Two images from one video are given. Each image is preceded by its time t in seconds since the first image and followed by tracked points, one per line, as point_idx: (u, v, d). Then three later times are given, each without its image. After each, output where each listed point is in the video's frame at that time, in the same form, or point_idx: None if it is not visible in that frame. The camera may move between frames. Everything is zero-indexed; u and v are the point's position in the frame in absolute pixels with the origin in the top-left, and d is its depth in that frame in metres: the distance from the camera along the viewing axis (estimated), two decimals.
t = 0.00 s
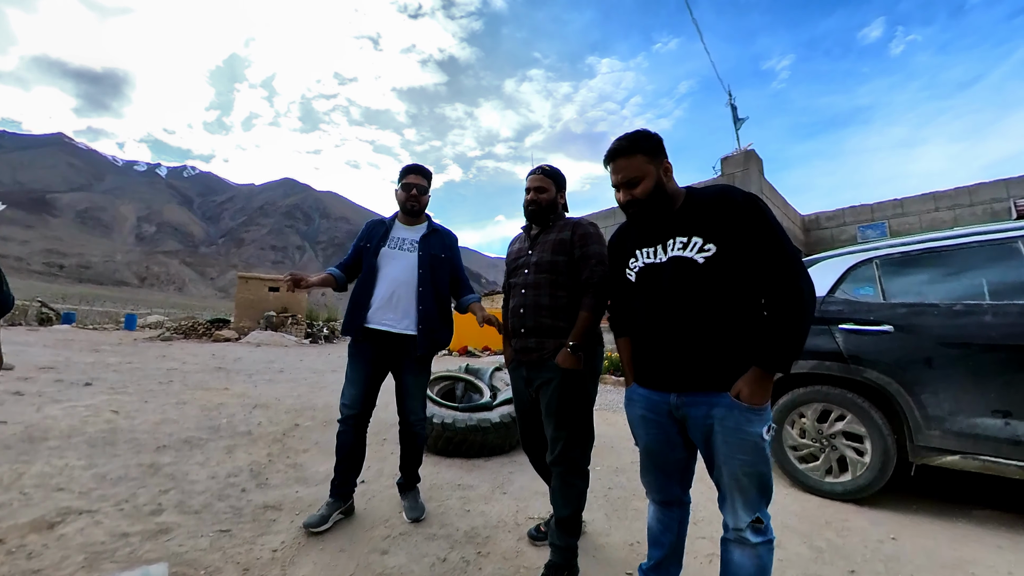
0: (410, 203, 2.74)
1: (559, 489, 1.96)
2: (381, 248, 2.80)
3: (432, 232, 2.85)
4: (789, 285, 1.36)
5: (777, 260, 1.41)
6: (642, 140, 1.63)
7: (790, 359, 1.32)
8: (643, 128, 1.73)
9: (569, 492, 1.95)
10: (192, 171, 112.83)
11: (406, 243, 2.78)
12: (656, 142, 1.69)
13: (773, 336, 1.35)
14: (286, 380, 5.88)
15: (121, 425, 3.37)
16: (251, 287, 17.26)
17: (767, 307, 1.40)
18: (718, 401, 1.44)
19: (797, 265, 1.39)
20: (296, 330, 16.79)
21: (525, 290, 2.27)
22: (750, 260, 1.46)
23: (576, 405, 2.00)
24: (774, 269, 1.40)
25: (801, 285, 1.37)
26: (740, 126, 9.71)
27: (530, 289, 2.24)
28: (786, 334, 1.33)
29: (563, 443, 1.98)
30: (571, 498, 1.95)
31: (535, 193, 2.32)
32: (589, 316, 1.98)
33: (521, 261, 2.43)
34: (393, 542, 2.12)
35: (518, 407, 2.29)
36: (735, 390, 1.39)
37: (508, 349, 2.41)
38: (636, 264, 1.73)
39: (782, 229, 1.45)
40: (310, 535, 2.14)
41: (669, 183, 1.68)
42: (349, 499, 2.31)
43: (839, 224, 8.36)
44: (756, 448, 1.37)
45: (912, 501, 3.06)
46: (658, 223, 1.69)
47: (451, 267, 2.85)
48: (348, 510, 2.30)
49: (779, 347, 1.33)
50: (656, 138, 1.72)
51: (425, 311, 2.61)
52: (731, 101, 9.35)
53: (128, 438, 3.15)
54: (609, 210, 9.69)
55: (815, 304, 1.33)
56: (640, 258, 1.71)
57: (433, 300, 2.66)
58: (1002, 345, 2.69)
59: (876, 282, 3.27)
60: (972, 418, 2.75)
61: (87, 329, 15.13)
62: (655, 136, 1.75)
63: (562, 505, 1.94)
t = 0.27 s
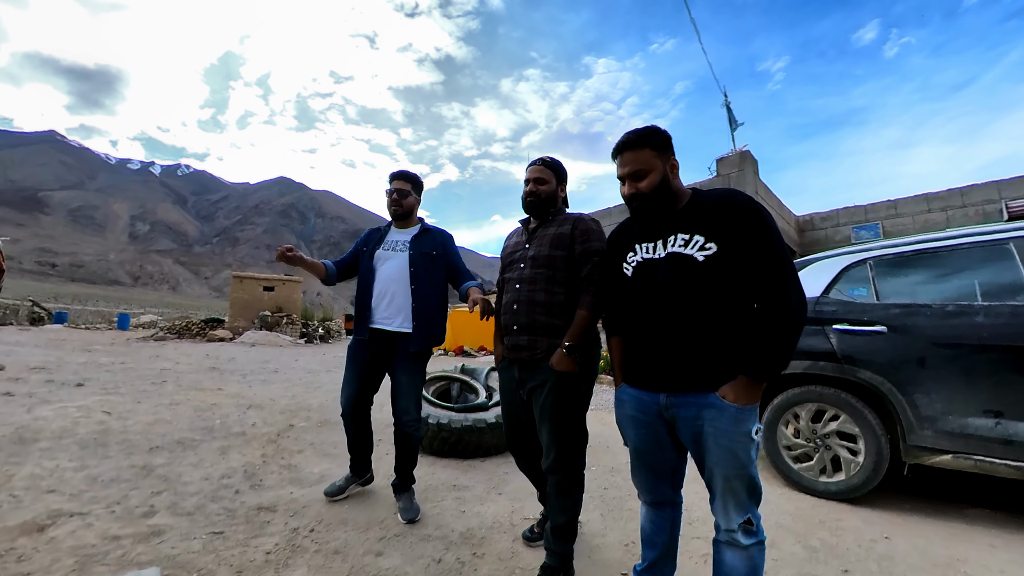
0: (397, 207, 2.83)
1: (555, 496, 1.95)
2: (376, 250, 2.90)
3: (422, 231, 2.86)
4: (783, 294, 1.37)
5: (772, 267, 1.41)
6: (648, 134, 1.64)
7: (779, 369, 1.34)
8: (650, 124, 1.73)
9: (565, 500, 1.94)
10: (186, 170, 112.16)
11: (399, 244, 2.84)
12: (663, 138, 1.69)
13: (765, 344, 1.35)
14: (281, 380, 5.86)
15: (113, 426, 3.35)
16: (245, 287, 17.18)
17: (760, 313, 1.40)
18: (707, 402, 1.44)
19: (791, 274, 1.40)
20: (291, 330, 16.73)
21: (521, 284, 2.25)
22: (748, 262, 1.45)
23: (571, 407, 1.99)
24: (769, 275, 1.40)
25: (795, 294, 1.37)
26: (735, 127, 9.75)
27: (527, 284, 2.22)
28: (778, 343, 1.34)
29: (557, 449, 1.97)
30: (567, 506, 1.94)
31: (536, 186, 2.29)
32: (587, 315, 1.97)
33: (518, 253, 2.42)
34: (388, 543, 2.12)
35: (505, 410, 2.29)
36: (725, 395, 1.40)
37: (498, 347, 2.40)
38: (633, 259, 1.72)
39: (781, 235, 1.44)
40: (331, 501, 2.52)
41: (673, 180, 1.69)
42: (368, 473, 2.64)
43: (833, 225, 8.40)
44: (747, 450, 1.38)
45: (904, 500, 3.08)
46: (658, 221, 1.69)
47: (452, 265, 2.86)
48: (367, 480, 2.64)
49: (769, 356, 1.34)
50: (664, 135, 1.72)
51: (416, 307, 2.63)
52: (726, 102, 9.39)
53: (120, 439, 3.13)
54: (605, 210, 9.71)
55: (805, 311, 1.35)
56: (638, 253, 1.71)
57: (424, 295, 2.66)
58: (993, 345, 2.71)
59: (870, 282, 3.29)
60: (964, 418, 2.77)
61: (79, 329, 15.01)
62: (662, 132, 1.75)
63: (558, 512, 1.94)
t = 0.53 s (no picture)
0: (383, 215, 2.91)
1: (549, 498, 1.96)
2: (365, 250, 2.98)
3: (405, 234, 2.85)
4: (784, 300, 1.37)
5: (775, 273, 1.40)
6: (653, 128, 1.63)
7: (774, 375, 1.35)
8: (657, 118, 1.72)
9: (558, 501, 1.95)
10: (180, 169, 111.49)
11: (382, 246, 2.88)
12: (669, 133, 1.68)
13: (763, 348, 1.35)
14: (275, 380, 5.83)
15: (105, 427, 3.32)
16: (240, 286, 17.10)
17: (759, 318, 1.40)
18: (707, 401, 1.43)
19: (796, 280, 1.39)
20: (286, 330, 16.67)
21: (508, 285, 2.26)
22: (751, 264, 1.45)
23: (560, 409, 1.97)
24: (771, 281, 1.40)
25: (797, 301, 1.37)
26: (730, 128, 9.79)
27: (513, 284, 2.22)
28: (775, 348, 1.35)
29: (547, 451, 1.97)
30: (560, 506, 1.95)
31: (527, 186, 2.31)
32: (574, 317, 1.93)
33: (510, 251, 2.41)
34: (383, 544, 2.11)
35: (487, 414, 2.23)
36: (726, 395, 1.40)
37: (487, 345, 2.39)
38: (634, 257, 1.70)
39: (786, 240, 1.44)
40: (334, 498, 2.56)
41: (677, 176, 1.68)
42: (375, 476, 2.65)
43: (827, 225, 8.45)
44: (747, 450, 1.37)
45: (898, 498, 3.09)
46: (661, 220, 1.69)
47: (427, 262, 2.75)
48: (374, 484, 2.65)
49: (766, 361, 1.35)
50: (670, 130, 1.71)
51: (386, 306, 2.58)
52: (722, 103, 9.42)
53: (111, 440, 3.10)
54: (601, 210, 9.72)
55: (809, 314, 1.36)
56: (640, 250, 1.69)
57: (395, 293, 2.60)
58: (986, 345, 2.73)
59: (864, 282, 3.31)
60: (956, 417, 2.79)
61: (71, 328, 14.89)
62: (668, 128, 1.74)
63: (552, 514, 1.95)
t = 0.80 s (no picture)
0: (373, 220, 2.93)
1: (533, 498, 1.96)
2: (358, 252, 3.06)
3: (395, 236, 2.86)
4: (786, 307, 1.36)
5: (778, 280, 1.40)
6: (653, 126, 1.63)
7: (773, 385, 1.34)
8: (668, 116, 1.70)
9: (542, 500, 1.96)
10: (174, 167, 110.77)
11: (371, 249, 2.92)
12: (675, 132, 1.66)
13: (762, 355, 1.34)
14: (270, 381, 5.80)
15: (98, 428, 3.30)
16: (234, 286, 17.01)
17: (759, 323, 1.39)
18: (703, 404, 1.43)
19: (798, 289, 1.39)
20: (281, 330, 16.61)
21: (494, 285, 2.26)
22: (753, 268, 1.44)
23: (542, 408, 1.99)
24: (774, 287, 1.39)
25: (798, 307, 1.36)
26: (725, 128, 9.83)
27: (498, 286, 2.22)
28: (775, 356, 1.33)
29: (529, 451, 1.97)
30: (545, 506, 1.96)
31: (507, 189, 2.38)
32: (556, 318, 1.96)
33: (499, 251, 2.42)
34: (379, 545, 2.10)
35: (482, 414, 2.23)
36: (721, 399, 1.39)
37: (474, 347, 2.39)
38: (636, 254, 1.71)
39: (792, 248, 1.43)
40: (329, 498, 2.56)
41: (677, 177, 1.66)
42: (370, 477, 2.64)
43: (822, 226, 8.50)
44: (743, 453, 1.37)
45: (891, 497, 3.12)
46: (663, 220, 1.68)
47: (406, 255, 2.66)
48: (370, 484, 2.64)
49: (765, 369, 1.33)
50: (679, 129, 1.68)
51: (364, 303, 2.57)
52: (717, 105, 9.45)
53: (105, 441, 3.08)
54: (596, 210, 9.74)
55: (808, 323, 1.35)
56: (642, 248, 1.70)
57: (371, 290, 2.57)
58: (978, 345, 2.75)
59: (858, 283, 3.33)
60: (949, 416, 2.81)
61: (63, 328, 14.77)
62: (680, 127, 1.71)
63: (538, 514, 1.95)
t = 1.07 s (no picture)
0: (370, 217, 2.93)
1: (525, 496, 1.97)
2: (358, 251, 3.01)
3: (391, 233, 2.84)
4: (782, 309, 1.34)
5: (775, 281, 1.38)
6: (644, 124, 1.64)
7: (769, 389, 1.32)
8: (662, 113, 1.70)
9: (533, 498, 1.96)
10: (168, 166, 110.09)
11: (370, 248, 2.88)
12: (668, 129, 1.66)
13: (757, 358, 1.33)
14: (265, 381, 5.78)
15: (90, 429, 3.27)
16: (228, 285, 16.92)
17: (755, 325, 1.37)
18: (698, 407, 1.42)
19: (795, 290, 1.38)
20: (276, 330, 16.55)
21: (484, 284, 2.27)
22: (750, 269, 1.42)
23: (530, 408, 1.98)
24: (771, 288, 1.37)
25: (795, 309, 1.35)
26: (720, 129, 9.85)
27: (488, 284, 2.24)
28: (770, 360, 1.32)
29: (519, 450, 1.97)
30: (537, 504, 1.96)
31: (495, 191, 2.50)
32: (543, 318, 1.96)
33: (491, 250, 2.43)
34: (373, 546, 2.10)
35: (475, 413, 2.23)
36: (716, 402, 1.38)
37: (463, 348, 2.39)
38: (633, 255, 1.71)
39: (789, 249, 1.41)
40: (323, 499, 2.54)
41: (670, 175, 1.67)
42: (365, 477, 2.63)
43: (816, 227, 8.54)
44: (740, 455, 1.37)
45: (884, 496, 3.14)
46: (660, 220, 1.68)
47: (405, 257, 2.60)
48: (364, 485, 2.63)
49: (760, 372, 1.32)
50: (672, 127, 1.68)
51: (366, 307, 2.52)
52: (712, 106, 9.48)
53: (96, 442, 3.06)
54: (592, 210, 9.75)
55: (805, 325, 1.33)
56: (639, 249, 1.70)
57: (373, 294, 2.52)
58: (970, 345, 2.77)
59: (851, 284, 3.35)
60: (941, 416, 2.83)
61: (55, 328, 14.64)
62: (673, 124, 1.70)
63: (530, 512, 1.96)
